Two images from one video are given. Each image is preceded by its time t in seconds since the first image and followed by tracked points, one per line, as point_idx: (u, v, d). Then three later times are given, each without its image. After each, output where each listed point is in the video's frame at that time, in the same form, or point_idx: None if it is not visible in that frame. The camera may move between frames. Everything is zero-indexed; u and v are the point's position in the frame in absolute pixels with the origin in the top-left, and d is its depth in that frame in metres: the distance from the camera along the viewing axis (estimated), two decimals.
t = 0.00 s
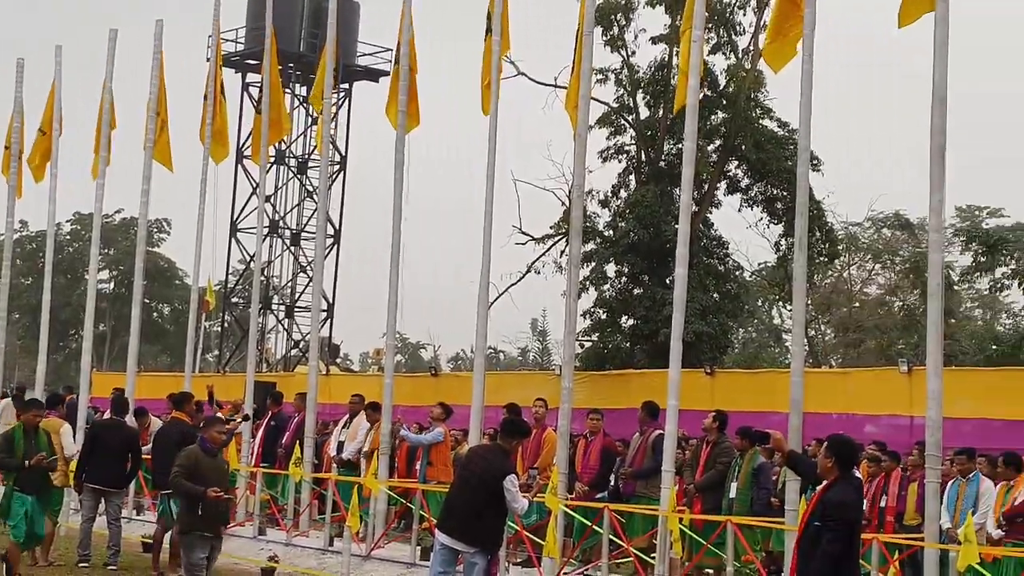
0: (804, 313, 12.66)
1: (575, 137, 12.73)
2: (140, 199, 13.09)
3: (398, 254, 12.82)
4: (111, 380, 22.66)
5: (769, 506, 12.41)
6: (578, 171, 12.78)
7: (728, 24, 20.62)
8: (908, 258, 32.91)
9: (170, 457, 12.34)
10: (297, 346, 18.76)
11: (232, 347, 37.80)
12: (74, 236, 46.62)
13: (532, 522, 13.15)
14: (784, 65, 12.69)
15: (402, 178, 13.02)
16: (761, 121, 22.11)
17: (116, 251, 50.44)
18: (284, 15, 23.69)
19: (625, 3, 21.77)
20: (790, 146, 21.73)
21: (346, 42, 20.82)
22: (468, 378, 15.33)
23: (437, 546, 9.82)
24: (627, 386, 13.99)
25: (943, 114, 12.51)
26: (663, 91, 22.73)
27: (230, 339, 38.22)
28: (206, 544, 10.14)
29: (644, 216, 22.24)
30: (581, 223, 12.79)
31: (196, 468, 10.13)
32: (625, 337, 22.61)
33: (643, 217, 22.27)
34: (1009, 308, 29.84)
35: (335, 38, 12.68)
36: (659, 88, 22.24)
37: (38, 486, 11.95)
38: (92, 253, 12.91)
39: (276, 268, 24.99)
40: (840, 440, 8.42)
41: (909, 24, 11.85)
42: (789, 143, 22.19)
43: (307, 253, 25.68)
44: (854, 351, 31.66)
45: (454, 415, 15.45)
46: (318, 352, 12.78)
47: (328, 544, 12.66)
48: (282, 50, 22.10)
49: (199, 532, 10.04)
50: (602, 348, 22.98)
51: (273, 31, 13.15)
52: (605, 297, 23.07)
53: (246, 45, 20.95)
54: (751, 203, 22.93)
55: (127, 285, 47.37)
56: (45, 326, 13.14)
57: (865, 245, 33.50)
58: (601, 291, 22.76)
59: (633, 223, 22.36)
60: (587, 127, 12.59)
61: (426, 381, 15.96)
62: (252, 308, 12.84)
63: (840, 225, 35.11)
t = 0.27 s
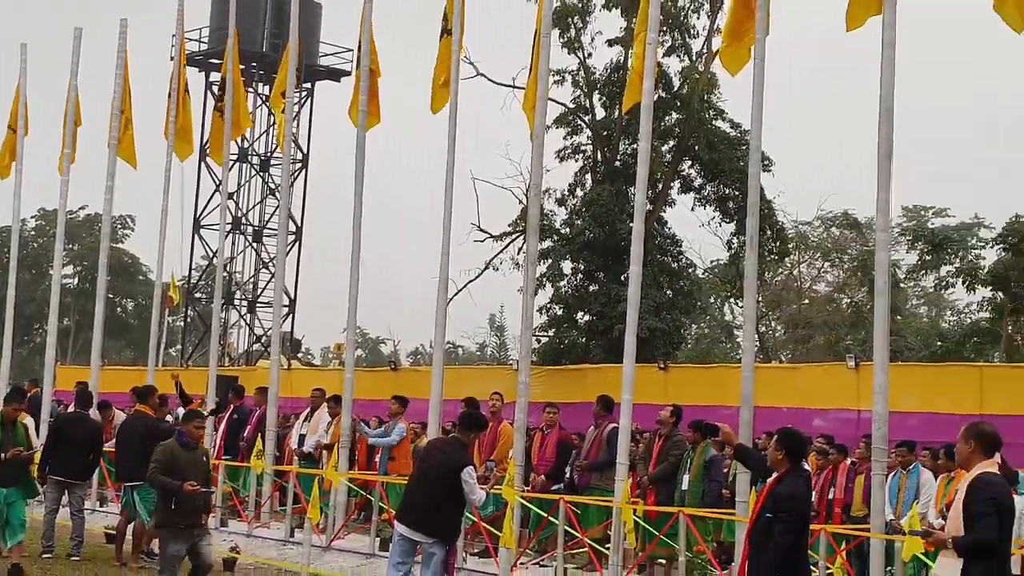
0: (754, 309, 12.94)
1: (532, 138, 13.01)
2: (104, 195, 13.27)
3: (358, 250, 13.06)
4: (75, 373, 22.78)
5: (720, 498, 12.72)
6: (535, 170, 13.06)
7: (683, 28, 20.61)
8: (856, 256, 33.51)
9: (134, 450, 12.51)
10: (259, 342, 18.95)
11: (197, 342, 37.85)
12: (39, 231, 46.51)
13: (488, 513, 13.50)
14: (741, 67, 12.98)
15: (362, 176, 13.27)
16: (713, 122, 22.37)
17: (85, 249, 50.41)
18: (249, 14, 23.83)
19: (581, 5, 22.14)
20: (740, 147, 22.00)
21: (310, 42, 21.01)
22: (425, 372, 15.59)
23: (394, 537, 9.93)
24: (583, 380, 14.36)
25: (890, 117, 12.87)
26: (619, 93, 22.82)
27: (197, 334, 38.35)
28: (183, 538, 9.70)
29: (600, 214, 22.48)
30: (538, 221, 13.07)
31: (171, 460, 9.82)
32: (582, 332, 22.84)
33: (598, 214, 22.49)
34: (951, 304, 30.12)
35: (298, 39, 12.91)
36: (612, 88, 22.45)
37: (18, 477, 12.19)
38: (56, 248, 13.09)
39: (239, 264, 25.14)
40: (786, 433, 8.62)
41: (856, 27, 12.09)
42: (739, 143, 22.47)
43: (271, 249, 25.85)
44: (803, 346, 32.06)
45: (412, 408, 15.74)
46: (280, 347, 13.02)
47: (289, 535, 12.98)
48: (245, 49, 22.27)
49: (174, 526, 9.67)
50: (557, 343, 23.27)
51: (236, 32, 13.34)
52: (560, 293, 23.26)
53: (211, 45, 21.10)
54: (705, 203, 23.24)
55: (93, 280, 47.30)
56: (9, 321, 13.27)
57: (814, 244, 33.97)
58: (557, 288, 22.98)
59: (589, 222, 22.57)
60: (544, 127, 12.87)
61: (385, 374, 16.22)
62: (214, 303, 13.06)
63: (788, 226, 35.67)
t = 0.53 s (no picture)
0: (696, 305, 14.23)
1: (495, 149, 14.30)
2: (102, 200, 14.45)
3: (336, 251, 14.30)
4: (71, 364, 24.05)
5: (664, 476, 14.08)
6: (498, 179, 14.34)
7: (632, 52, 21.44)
8: (790, 256, 35.03)
9: (131, 435, 13.73)
10: (244, 334, 20.19)
11: (185, 336, 39.07)
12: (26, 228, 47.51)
13: (454, 490, 14.92)
14: (689, 85, 14.06)
15: (340, 184, 14.52)
16: (659, 134, 23.67)
17: (86, 250, 51.65)
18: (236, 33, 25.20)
19: (540, 31, 22.93)
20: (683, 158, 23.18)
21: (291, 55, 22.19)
22: (396, 362, 16.87)
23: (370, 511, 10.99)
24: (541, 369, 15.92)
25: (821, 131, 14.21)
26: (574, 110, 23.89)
27: (182, 328, 39.59)
28: (189, 518, 10.26)
29: (555, 219, 23.67)
30: (501, 224, 14.36)
31: (180, 443, 10.52)
32: (540, 326, 24.10)
33: (555, 219, 23.63)
34: (876, 301, 31.62)
35: (281, 59, 14.15)
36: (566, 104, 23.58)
37: (35, 463, 12.70)
38: (58, 249, 14.27)
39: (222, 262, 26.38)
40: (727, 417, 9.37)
41: (791, 49, 13.48)
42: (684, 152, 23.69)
43: (255, 248, 27.10)
44: (741, 338, 34.14)
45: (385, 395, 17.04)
46: (264, 339, 14.26)
47: (273, 510, 14.40)
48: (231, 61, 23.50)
49: (176, 504, 10.24)
50: (518, 336, 24.61)
51: (224, 51, 14.49)
52: (521, 289, 24.54)
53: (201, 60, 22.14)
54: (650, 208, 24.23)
55: (83, 277, 48.46)
56: (14, 316, 14.41)
57: (751, 245, 35.41)
58: (517, 285, 24.20)
59: (546, 225, 23.80)
60: (506, 140, 14.15)
61: (360, 364, 17.50)
62: (204, 299, 14.30)
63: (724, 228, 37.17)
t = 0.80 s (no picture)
0: (653, 305, 15.48)
1: (468, 161, 15.55)
2: (105, 208, 15.65)
3: (322, 254, 15.53)
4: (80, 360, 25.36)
5: (623, 461, 15.37)
6: (471, 188, 15.60)
7: (593, 73, 22.56)
8: (737, 259, 36.70)
9: (133, 424, 14.93)
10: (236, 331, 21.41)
11: (177, 333, 40.30)
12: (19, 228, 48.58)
13: (430, 475, 16.24)
14: (650, 102, 15.31)
15: (325, 193, 15.71)
16: (618, 147, 24.98)
17: (77, 251, 52.80)
18: (227, 51, 26.50)
19: (509, 53, 24.16)
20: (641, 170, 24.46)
21: (278, 69, 23.41)
22: (378, 357, 18.15)
23: (353, 495, 12.18)
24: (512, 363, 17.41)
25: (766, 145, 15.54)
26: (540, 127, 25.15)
27: (175, 326, 40.85)
28: (200, 497, 10.66)
29: (522, 224, 25.06)
30: (474, 230, 15.62)
31: (189, 428, 10.95)
32: (509, 324, 25.39)
33: (523, 225, 25.01)
34: (816, 300, 33.07)
35: (271, 80, 15.38)
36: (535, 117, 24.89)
37: (54, 449, 14.05)
38: (65, 253, 15.46)
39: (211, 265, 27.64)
40: (675, 405, 9.51)
41: (744, 71, 14.98)
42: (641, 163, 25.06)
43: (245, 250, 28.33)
44: (692, 335, 35.47)
45: (367, 388, 18.31)
46: (255, 336, 15.48)
47: (265, 494, 15.76)
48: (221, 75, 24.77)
49: (185, 486, 10.68)
50: (490, 333, 25.89)
51: (218, 70, 15.67)
52: (491, 289, 25.78)
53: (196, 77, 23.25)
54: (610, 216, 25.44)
55: (76, 276, 49.59)
56: (23, 315, 15.60)
57: (703, 249, 37.24)
58: (488, 285, 25.44)
59: (514, 230, 25.16)
60: (478, 153, 15.40)
61: (343, 358, 18.75)
62: (200, 299, 15.51)
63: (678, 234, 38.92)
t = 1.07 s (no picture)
0: (627, 305, 15.41)
1: (442, 161, 15.55)
2: (76, 208, 15.55)
3: (295, 254, 15.49)
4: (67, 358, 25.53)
5: (597, 461, 15.35)
6: (446, 190, 15.59)
7: (568, 74, 22.59)
8: (711, 261, 36.96)
9: (105, 426, 14.85)
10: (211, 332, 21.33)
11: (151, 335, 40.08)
12: None
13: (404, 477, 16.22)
14: (626, 103, 15.31)
15: (299, 193, 15.67)
16: (591, 149, 25.04)
17: (56, 254, 52.74)
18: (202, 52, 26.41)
19: (483, 52, 24.24)
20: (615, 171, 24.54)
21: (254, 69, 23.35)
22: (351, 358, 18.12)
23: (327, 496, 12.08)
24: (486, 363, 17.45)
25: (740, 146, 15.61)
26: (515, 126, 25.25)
27: (150, 328, 40.64)
28: (183, 499, 10.57)
29: (494, 223, 25.05)
30: (448, 231, 15.62)
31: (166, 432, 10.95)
32: (483, 324, 25.40)
33: (496, 226, 25.03)
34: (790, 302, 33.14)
35: (244, 80, 15.36)
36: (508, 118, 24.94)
37: (35, 455, 13.68)
38: (35, 254, 15.36)
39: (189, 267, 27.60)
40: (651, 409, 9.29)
41: (722, 72, 15.22)
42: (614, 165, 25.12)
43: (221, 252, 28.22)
44: (667, 337, 35.55)
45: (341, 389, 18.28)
46: (229, 336, 15.43)
47: (238, 496, 15.79)
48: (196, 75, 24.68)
49: (165, 491, 10.63)
50: (464, 334, 25.87)
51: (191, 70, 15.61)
52: (465, 290, 25.75)
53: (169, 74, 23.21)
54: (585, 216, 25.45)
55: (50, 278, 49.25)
56: None
57: (676, 250, 37.47)
58: (461, 286, 25.42)
59: (489, 230, 25.14)
60: (453, 154, 15.40)
61: (317, 359, 18.70)
62: (173, 300, 15.45)
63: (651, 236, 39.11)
